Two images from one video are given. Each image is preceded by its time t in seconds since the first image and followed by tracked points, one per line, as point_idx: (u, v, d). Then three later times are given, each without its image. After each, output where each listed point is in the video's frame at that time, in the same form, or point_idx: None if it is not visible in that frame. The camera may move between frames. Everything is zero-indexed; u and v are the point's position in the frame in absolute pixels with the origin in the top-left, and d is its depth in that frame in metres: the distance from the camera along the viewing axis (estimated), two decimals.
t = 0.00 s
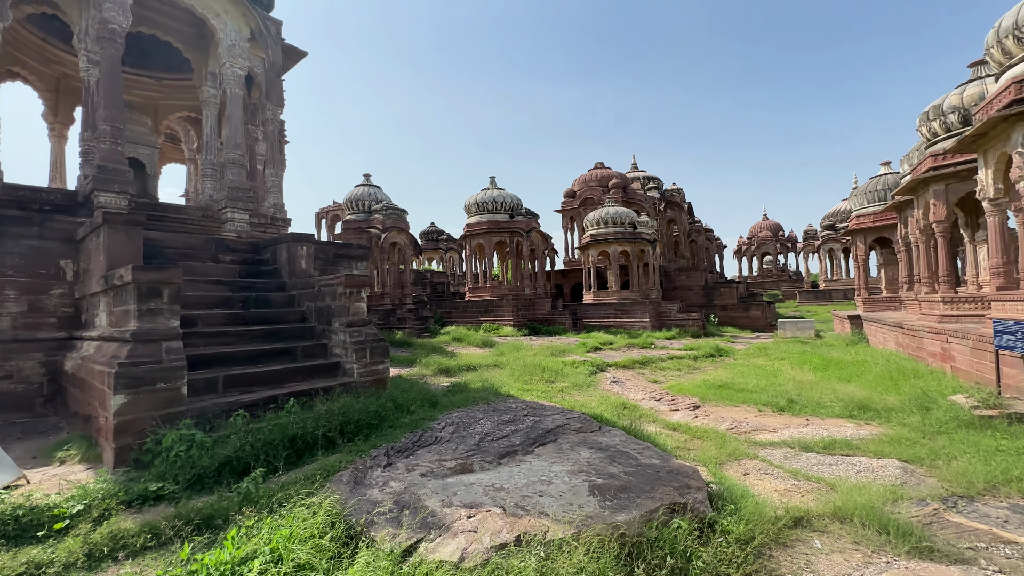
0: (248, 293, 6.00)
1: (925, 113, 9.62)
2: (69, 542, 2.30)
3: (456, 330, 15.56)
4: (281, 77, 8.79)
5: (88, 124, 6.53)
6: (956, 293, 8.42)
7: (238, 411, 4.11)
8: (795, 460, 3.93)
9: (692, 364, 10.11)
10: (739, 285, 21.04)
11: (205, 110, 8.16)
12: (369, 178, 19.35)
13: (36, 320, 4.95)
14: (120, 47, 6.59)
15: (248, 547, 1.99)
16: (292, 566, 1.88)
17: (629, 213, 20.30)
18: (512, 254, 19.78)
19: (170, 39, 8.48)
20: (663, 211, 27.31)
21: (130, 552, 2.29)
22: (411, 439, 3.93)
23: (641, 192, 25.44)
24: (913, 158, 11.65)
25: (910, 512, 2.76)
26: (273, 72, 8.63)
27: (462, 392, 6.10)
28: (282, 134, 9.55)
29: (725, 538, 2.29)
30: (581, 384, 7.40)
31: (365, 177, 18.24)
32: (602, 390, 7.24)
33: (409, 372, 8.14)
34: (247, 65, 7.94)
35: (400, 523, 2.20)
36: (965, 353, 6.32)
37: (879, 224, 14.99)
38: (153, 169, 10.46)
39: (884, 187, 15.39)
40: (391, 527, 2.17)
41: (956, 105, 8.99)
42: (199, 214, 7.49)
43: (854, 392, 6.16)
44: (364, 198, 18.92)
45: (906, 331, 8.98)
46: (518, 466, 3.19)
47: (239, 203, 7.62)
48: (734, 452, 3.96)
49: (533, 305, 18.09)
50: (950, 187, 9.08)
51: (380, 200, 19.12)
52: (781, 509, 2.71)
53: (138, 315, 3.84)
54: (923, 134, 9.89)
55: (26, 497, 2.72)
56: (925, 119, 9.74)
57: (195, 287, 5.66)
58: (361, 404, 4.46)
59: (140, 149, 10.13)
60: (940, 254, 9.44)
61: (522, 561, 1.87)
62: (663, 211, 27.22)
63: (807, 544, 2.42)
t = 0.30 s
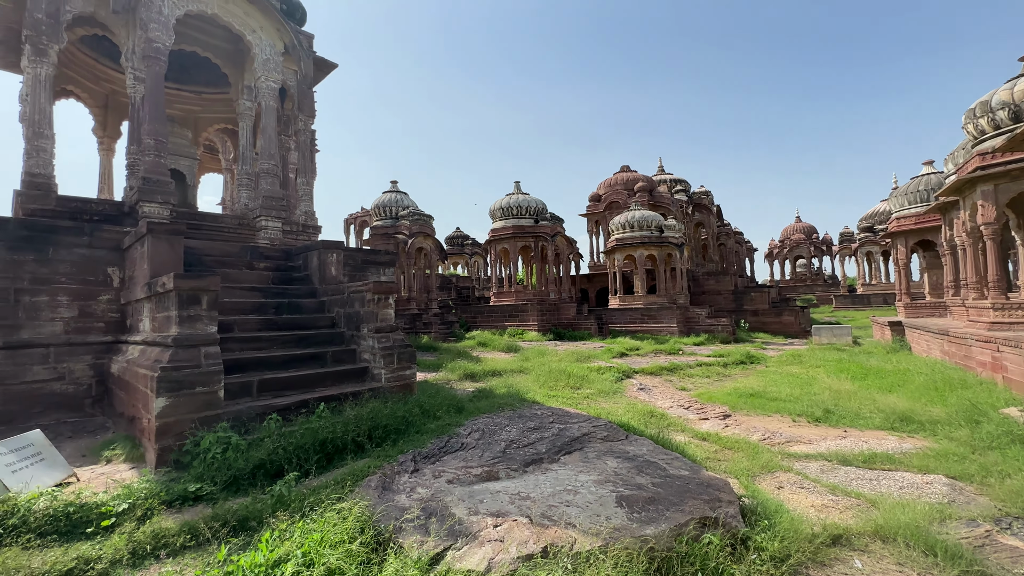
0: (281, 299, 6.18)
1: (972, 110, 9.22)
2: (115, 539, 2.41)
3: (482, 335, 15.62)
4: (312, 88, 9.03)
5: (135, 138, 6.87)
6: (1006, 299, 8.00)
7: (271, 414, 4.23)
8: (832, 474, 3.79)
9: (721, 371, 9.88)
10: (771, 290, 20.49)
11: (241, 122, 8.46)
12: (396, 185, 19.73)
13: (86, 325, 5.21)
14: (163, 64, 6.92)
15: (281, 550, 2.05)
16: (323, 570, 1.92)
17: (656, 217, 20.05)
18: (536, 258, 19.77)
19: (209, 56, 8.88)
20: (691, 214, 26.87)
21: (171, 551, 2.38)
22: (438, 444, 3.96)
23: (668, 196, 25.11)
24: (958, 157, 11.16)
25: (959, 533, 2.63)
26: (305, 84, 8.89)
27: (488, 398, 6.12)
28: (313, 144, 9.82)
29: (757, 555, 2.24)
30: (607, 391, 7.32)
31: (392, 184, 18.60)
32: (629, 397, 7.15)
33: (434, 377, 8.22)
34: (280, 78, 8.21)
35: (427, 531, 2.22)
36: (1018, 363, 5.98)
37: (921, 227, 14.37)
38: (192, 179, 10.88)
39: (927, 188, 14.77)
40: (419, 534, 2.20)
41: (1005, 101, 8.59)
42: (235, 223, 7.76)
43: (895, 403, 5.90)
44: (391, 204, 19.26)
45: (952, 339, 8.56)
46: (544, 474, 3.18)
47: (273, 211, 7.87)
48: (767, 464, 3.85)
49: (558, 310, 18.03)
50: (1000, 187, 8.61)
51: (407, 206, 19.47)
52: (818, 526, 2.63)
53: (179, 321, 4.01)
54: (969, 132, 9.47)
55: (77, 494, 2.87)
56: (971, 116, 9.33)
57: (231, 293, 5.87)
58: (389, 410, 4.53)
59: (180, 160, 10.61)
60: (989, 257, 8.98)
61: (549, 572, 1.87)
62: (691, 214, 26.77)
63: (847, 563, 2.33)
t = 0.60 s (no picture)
0: (313, 302, 6.34)
1: None
2: (159, 534, 2.51)
3: (507, 337, 15.64)
4: (343, 95, 9.24)
5: (177, 147, 7.19)
6: None
7: (303, 415, 4.34)
8: (872, 487, 3.64)
9: (753, 377, 9.62)
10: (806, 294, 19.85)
11: (276, 130, 8.72)
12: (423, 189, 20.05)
13: (131, 326, 5.47)
14: (204, 76, 7.21)
15: (314, 550, 2.10)
16: (354, 572, 1.96)
17: (684, 219, 19.70)
18: (562, 261, 19.70)
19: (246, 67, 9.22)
20: (720, 216, 26.31)
21: (209, 548, 2.46)
22: (465, 448, 3.99)
23: (697, 197, 24.66)
24: (1010, 154, 10.58)
25: (1014, 555, 2.48)
26: (335, 92, 9.09)
27: (514, 402, 6.12)
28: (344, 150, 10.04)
29: (793, 572, 2.17)
30: (634, 396, 7.22)
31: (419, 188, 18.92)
32: (656, 403, 7.03)
33: (460, 380, 8.27)
34: (312, 86, 8.42)
35: (455, 535, 2.23)
36: None
37: (969, 228, 13.68)
38: (230, 185, 11.30)
39: (976, 187, 14.06)
40: (447, 538, 2.21)
41: None
42: (269, 227, 8.01)
43: (941, 414, 5.62)
44: (418, 208, 19.54)
45: (1004, 347, 8.10)
46: (572, 481, 3.15)
47: (306, 216, 8.09)
48: (803, 476, 3.72)
49: (583, 313, 17.92)
50: None
51: (433, 209, 19.75)
52: (859, 543, 2.52)
53: (218, 323, 4.16)
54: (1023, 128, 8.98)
55: (123, 489, 3.00)
56: None
57: (267, 296, 6.06)
58: (417, 412, 4.58)
59: (219, 167, 11.03)
60: None
61: None
62: (720, 215, 26.21)
63: None
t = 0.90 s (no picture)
0: (341, 302, 6.47)
1: None
2: (197, 524, 2.61)
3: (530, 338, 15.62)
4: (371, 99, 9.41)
5: (214, 151, 7.45)
6: None
7: (332, 413, 4.43)
8: (913, 499, 3.49)
9: (783, 381, 9.35)
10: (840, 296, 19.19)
11: (307, 133, 8.94)
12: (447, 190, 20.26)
13: (171, 323, 5.69)
14: (239, 82, 7.44)
15: (344, 545, 2.14)
16: (383, 569, 1.99)
17: (712, 219, 19.31)
18: (586, 262, 19.58)
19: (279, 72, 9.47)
20: (750, 215, 25.68)
21: (245, 540, 2.54)
22: (489, 448, 4.00)
23: (725, 196, 24.15)
24: None
25: None
26: (364, 95, 9.22)
27: (538, 403, 6.11)
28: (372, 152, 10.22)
29: None
30: (660, 399, 7.11)
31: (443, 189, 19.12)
32: (683, 406, 6.91)
33: (485, 380, 8.30)
34: (342, 90, 8.59)
35: (481, 536, 2.25)
36: None
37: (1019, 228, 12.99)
38: (263, 188, 11.63)
39: None
40: (473, 538, 2.23)
41: None
42: (299, 229, 8.21)
43: (987, 424, 5.35)
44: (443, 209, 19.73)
45: None
46: (597, 484, 3.13)
47: (335, 218, 8.26)
48: (838, 485, 3.59)
49: (608, 314, 17.78)
50: None
51: (458, 210, 19.92)
52: (899, 558, 2.43)
53: (252, 322, 4.29)
54: None
55: (164, 480, 3.12)
56: None
57: (298, 296, 6.22)
58: (442, 412, 4.62)
59: (252, 170, 11.38)
60: None
61: None
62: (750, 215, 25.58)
63: None
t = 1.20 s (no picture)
0: (370, 299, 6.59)
1: None
2: (235, 513, 2.70)
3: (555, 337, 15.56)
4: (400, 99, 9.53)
5: (250, 152, 7.68)
6: None
7: (362, 408, 4.52)
8: (959, 512, 3.33)
9: (817, 385, 9.05)
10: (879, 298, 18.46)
11: (337, 134, 9.12)
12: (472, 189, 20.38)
13: (209, 319, 5.90)
14: (274, 85, 7.64)
15: (374, 538, 2.19)
16: (412, 563, 2.02)
17: (743, 217, 18.83)
18: (611, 260, 19.38)
19: (311, 75, 9.70)
20: (783, 213, 24.94)
21: (279, 530, 2.62)
22: (515, 447, 4.01)
23: (756, 194, 23.53)
24: None
25: None
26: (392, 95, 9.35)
27: (563, 402, 6.09)
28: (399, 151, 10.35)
29: None
30: (687, 401, 6.99)
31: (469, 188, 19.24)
32: (711, 409, 6.78)
33: (510, 378, 8.31)
34: (371, 91, 8.73)
35: (509, 534, 2.25)
36: None
37: None
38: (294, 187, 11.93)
39: None
40: (500, 536, 2.24)
41: None
42: (330, 228, 8.39)
43: None
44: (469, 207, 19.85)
45: None
46: (624, 486, 3.10)
47: (364, 217, 8.42)
48: (878, 495, 3.46)
49: (633, 313, 17.58)
50: None
51: (483, 209, 20.03)
52: (944, 573, 2.33)
53: (285, 318, 4.41)
54: None
55: (203, 469, 3.25)
56: None
57: (329, 293, 6.36)
58: (468, 410, 4.65)
59: (285, 171, 11.68)
60: None
61: None
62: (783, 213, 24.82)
63: None
